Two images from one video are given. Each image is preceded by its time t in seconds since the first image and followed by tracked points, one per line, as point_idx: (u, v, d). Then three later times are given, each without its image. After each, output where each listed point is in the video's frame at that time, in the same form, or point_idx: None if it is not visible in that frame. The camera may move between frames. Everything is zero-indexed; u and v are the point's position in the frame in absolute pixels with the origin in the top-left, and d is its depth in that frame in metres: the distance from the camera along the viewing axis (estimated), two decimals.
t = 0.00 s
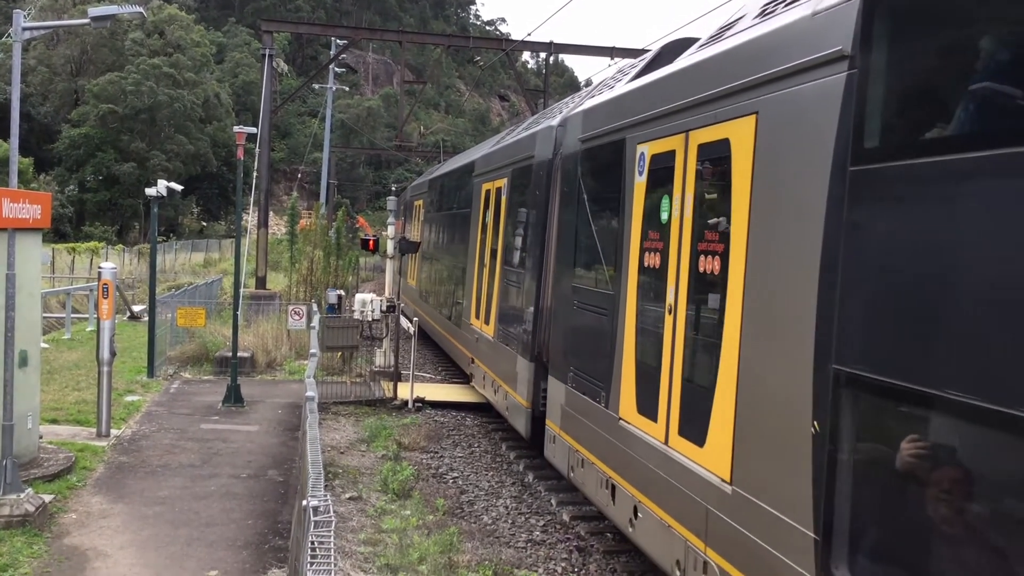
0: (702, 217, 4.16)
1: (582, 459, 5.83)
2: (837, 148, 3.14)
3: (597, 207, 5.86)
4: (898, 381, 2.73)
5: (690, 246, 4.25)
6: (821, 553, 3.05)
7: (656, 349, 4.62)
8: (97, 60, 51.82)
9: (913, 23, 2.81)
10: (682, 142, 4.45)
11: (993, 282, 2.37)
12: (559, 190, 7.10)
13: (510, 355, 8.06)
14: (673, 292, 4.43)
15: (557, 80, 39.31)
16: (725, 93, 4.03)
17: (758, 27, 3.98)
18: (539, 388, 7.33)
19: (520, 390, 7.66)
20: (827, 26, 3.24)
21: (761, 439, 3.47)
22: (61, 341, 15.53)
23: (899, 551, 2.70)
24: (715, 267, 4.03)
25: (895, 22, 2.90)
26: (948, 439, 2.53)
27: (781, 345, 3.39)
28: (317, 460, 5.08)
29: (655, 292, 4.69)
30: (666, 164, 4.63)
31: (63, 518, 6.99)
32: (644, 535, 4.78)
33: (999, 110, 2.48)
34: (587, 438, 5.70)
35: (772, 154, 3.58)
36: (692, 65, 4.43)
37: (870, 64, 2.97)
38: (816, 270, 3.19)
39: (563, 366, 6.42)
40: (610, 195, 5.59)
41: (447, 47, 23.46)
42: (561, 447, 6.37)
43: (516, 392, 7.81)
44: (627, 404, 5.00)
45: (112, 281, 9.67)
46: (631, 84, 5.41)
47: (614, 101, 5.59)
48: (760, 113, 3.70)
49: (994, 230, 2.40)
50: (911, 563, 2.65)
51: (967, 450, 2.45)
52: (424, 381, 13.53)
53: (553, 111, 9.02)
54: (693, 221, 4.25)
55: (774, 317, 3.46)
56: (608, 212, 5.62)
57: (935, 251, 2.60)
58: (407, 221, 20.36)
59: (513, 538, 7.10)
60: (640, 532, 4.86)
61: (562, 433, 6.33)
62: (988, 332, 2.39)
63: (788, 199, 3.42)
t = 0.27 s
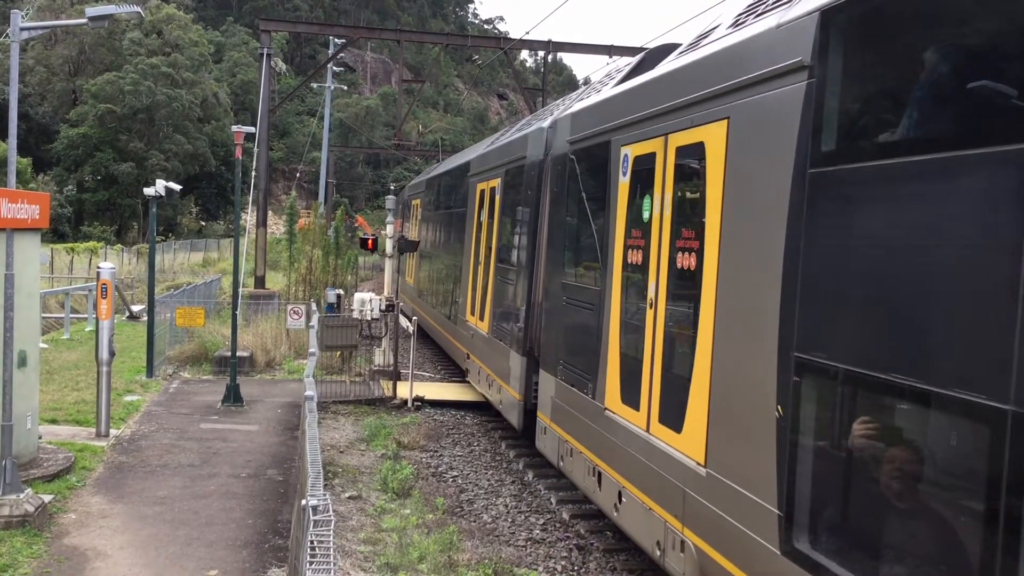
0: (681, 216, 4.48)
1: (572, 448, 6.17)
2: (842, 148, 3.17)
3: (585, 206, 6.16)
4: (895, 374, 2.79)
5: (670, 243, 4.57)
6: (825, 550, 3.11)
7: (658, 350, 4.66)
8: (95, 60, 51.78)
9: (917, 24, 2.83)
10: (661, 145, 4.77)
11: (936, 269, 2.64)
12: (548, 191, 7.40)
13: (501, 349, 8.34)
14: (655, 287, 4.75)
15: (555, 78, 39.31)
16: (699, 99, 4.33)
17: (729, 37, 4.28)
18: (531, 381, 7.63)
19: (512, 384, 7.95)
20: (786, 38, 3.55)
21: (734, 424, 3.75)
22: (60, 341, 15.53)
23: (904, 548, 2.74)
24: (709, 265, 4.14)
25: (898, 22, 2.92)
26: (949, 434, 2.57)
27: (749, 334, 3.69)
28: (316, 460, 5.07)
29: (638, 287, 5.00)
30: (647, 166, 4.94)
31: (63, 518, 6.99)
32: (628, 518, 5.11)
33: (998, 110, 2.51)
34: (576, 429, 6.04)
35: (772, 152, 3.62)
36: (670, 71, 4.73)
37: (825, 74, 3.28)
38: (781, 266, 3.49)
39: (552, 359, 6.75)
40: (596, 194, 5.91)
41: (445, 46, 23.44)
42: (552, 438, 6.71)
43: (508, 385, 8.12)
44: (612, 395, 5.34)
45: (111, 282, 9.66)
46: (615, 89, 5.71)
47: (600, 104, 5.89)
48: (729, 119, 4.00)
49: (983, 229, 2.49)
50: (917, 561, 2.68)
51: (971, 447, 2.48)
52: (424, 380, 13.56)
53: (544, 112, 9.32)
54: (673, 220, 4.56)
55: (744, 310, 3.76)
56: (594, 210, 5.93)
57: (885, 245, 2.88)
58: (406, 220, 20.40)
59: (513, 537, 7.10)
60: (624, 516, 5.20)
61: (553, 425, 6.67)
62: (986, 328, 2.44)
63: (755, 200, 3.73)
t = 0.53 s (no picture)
0: (661, 215, 4.86)
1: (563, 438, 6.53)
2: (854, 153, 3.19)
3: (574, 204, 6.56)
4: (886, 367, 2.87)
5: (651, 240, 4.96)
6: (829, 548, 3.15)
7: (663, 350, 4.71)
8: (95, 60, 51.76)
9: (926, 25, 2.85)
10: (643, 148, 5.16)
11: (892, 259, 2.87)
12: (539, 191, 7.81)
13: (497, 344, 8.79)
14: (637, 282, 5.13)
15: (554, 77, 39.27)
16: (677, 106, 4.73)
17: (707, 46, 4.65)
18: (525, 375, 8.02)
19: (507, 378, 8.42)
20: (754, 50, 3.92)
21: (713, 416, 4.03)
22: (60, 341, 15.54)
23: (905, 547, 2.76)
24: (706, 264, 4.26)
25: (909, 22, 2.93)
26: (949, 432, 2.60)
27: (722, 326, 4.03)
28: (316, 459, 5.07)
29: (622, 281, 5.39)
30: (631, 168, 5.33)
31: (63, 518, 6.99)
32: (612, 501, 5.52)
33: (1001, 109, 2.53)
34: (566, 420, 6.40)
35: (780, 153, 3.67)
36: (651, 79, 5.14)
37: (788, 83, 3.64)
38: (751, 266, 3.81)
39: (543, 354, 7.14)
40: (584, 193, 6.31)
41: (445, 45, 23.43)
42: (543, 429, 7.10)
43: (503, 378, 8.52)
44: (599, 386, 5.72)
45: (110, 281, 9.62)
46: (602, 94, 6.12)
47: (589, 109, 6.29)
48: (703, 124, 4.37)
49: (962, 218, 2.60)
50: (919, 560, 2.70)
51: (975, 444, 2.50)
52: (424, 379, 13.57)
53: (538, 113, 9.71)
54: (654, 219, 4.95)
55: (720, 305, 4.07)
56: (582, 209, 6.33)
57: (849, 243, 3.11)
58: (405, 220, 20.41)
59: (513, 535, 7.11)
60: (609, 499, 5.61)
61: (544, 416, 7.05)
62: (970, 319, 2.52)
63: (726, 202, 4.08)
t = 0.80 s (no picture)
0: (642, 215, 5.10)
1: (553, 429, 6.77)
2: (853, 146, 3.13)
3: (564, 204, 6.82)
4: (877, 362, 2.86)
5: (633, 240, 5.20)
6: (822, 545, 3.12)
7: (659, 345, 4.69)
8: (96, 60, 51.83)
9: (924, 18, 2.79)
10: (626, 151, 5.41)
11: (872, 254, 2.91)
12: (532, 192, 8.09)
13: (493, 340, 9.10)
14: (621, 280, 5.37)
15: (555, 77, 39.28)
16: (655, 111, 4.97)
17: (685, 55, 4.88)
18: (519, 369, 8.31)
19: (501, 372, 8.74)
20: (723, 60, 4.16)
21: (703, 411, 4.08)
22: (63, 341, 15.57)
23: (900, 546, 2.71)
24: (700, 261, 4.26)
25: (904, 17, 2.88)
26: (948, 431, 2.55)
27: (698, 318, 4.21)
28: (319, 459, 5.06)
29: (608, 278, 5.63)
30: (615, 170, 5.58)
31: (66, 519, 7.00)
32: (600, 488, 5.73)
33: (1000, 103, 2.47)
34: (557, 411, 6.64)
35: (779, 147, 3.63)
36: (634, 85, 5.39)
37: (754, 92, 3.87)
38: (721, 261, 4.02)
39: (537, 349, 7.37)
40: (574, 194, 6.57)
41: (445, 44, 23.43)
42: (536, 420, 7.34)
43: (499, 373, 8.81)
44: (587, 378, 5.95)
45: (112, 281, 9.60)
46: (591, 99, 6.38)
47: (578, 112, 6.55)
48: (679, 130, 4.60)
49: (951, 212, 2.59)
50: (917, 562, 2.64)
51: (974, 443, 2.45)
52: (426, 379, 13.57)
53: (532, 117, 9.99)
54: (636, 219, 5.19)
55: (693, 300, 4.29)
56: (571, 209, 6.59)
57: (830, 239, 3.17)
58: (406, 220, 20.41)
59: (515, 535, 7.10)
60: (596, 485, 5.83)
61: (537, 408, 7.29)
62: (965, 314, 2.49)
63: (700, 202, 4.30)
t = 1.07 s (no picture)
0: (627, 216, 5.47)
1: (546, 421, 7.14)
2: (855, 147, 3.15)
3: (555, 206, 7.19)
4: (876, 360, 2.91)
5: (619, 239, 5.57)
6: (825, 547, 3.15)
7: (661, 346, 4.74)
8: (99, 61, 51.91)
9: (926, 19, 2.82)
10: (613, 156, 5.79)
11: (865, 250, 3.00)
12: (526, 194, 8.47)
13: (489, 337, 9.48)
14: (608, 277, 5.74)
15: (558, 77, 39.27)
16: (639, 119, 5.36)
17: (667, 65, 5.25)
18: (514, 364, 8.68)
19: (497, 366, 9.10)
20: (700, 72, 4.53)
21: (704, 407, 4.17)
22: (66, 342, 15.59)
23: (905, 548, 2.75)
24: (703, 262, 4.32)
25: (905, 18, 2.90)
26: (951, 432, 2.57)
27: (676, 312, 4.57)
28: (322, 460, 5.06)
29: (595, 275, 6.00)
30: (602, 174, 5.96)
31: (69, 519, 7.00)
32: (589, 476, 6.08)
33: (1002, 103, 2.49)
34: (549, 403, 7.01)
35: (765, 151, 3.80)
36: (619, 94, 5.77)
37: (725, 101, 4.23)
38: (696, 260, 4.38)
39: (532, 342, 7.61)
40: (564, 196, 6.95)
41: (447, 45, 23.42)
42: (530, 413, 7.71)
43: (495, 367, 9.17)
44: (577, 371, 6.32)
45: (116, 282, 9.58)
46: (580, 106, 6.76)
47: (569, 118, 6.94)
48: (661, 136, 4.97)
49: (950, 215, 2.63)
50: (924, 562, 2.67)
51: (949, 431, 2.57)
52: (428, 379, 13.57)
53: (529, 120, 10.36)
54: (622, 220, 5.56)
55: (672, 295, 4.65)
56: (562, 210, 6.97)
57: (793, 239, 3.48)
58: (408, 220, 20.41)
59: (518, 535, 7.09)
60: (586, 473, 6.19)
61: (530, 402, 7.66)
62: (965, 317, 2.52)
63: (680, 204, 4.67)
